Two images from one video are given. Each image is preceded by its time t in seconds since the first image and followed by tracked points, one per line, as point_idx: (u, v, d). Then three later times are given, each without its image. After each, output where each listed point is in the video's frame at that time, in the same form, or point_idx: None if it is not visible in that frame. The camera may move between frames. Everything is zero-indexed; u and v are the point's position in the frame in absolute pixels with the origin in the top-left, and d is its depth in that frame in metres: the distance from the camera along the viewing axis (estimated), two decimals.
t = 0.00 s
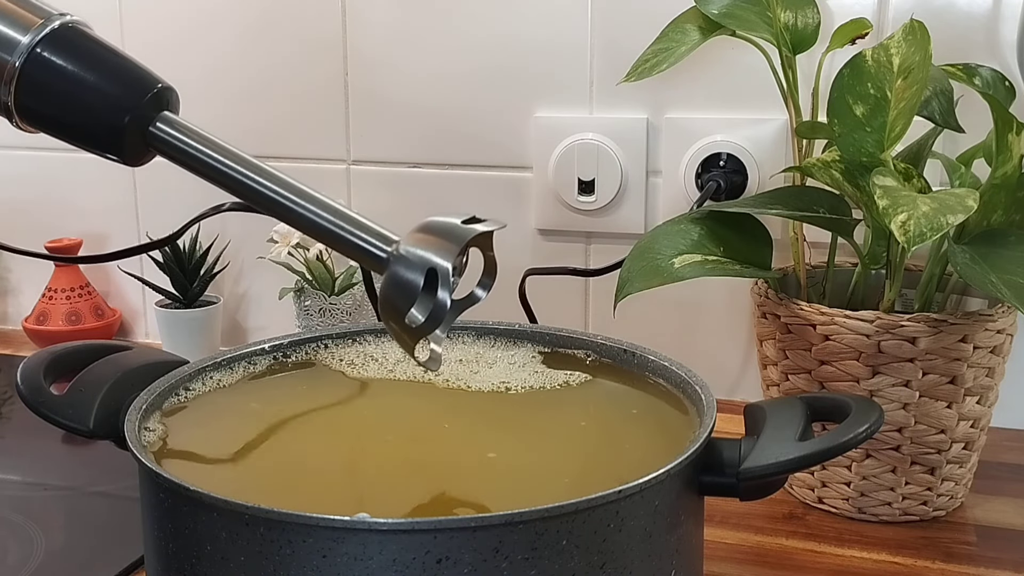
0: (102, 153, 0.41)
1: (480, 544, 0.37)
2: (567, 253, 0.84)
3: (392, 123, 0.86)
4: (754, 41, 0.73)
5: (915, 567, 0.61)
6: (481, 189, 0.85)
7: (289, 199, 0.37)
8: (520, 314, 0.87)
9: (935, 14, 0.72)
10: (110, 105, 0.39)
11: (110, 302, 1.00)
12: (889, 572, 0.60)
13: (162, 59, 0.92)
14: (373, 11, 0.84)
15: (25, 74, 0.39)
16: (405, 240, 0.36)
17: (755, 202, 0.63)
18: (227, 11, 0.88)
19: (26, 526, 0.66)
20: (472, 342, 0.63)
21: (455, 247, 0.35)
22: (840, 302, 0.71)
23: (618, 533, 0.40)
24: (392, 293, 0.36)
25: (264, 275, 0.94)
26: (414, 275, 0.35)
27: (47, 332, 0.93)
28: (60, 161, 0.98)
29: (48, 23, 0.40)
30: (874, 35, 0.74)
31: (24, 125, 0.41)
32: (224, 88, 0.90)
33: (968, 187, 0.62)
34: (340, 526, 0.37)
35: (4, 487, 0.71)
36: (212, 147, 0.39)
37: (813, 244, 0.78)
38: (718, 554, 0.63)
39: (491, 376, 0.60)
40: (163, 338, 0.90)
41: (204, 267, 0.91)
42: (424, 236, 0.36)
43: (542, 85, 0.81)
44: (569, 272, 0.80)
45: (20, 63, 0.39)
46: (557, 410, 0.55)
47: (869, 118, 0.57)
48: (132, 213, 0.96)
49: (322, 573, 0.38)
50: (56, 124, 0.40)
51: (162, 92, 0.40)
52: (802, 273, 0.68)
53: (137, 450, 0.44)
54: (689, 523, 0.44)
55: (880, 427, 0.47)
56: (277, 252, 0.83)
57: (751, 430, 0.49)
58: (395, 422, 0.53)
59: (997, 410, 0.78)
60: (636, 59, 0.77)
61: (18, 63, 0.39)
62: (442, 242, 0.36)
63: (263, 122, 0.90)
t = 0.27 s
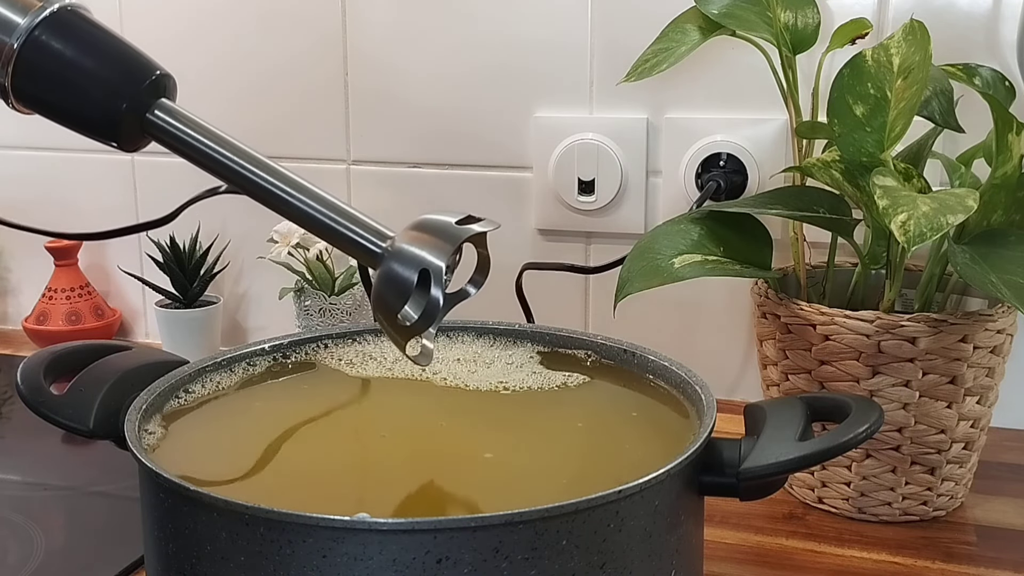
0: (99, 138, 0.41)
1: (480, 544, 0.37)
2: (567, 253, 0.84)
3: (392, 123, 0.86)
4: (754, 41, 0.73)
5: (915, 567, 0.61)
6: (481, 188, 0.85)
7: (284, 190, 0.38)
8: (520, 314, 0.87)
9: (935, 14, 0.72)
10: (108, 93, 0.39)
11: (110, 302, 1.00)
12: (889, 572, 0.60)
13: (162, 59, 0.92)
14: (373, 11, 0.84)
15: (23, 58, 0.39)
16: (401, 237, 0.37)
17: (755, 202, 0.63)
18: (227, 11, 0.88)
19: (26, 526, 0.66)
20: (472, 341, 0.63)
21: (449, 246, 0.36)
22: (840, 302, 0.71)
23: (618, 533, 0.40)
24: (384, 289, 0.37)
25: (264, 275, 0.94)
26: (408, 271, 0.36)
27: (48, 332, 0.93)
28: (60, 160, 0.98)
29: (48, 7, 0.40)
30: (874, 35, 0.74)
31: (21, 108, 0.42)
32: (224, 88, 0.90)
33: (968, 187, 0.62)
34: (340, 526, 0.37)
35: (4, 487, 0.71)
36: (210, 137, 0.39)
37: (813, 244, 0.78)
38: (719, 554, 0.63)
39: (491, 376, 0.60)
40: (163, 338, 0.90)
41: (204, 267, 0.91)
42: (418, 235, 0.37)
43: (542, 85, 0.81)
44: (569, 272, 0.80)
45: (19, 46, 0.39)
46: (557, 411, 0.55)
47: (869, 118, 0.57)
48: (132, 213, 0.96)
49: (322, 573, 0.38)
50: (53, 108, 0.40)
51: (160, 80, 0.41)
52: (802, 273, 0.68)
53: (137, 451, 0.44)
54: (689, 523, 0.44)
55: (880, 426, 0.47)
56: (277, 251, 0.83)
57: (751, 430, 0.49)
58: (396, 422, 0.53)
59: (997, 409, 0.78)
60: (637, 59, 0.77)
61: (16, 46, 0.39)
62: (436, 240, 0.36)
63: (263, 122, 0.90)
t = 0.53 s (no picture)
0: (88, 138, 0.41)
1: (480, 545, 0.37)
2: (567, 253, 0.84)
3: (391, 124, 0.86)
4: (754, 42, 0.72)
5: (916, 568, 0.61)
6: (481, 189, 0.85)
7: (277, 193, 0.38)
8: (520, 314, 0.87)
9: (935, 14, 0.72)
10: (97, 93, 0.39)
11: (110, 303, 1.00)
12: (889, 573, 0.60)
13: (161, 59, 0.91)
14: (373, 11, 0.84)
15: (13, 56, 0.39)
16: (390, 241, 0.36)
17: (755, 203, 0.63)
18: (226, 11, 0.88)
19: (25, 527, 0.66)
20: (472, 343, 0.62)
21: (439, 252, 0.35)
22: (840, 303, 0.71)
23: (618, 534, 0.40)
24: (372, 294, 0.36)
25: (264, 276, 0.93)
26: (397, 277, 0.35)
27: (47, 332, 0.93)
28: (59, 161, 0.98)
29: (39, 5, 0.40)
30: (874, 35, 0.74)
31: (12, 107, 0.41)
32: (223, 88, 0.90)
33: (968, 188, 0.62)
34: (341, 528, 0.37)
35: (3, 487, 0.71)
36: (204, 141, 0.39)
37: (813, 245, 0.78)
38: (719, 555, 0.63)
39: (491, 376, 0.60)
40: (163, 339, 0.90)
41: (204, 268, 0.91)
42: (407, 239, 0.36)
43: (542, 85, 0.81)
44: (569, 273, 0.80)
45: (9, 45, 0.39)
46: (558, 411, 0.55)
47: (869, 118, 0.57)
48: (131, 213, 0.96)
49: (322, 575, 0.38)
50: (43, 107, 0.40)
51: (150, 80, 0.40)
52: (802, 273, 0.68)
53: (136, 452, 0.44)
54: (689, 524, 0.44)
55: (880, 427, 0.47)
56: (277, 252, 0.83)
57: (751, 431, 0.49)
58: (396, 423, 0.53)
59: (997, 410, 0.78)
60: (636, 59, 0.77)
61: (5, 44, 0.39)
62: (426, 245, 0.36)
63: (262, 123, 0.90)
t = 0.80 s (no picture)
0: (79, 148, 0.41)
1: (481, 545, 0.37)
2: (568, 255, 0.84)
3: (392, 125, 0.86)
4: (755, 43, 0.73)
5: (916, 568, 0.61)
6: (482, 190, 0.85)
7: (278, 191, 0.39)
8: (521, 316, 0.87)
9: (936, 14, 0.72)
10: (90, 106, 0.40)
11: (111, 304, 1.00)
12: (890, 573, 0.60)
13: (162, 61, 0.92)
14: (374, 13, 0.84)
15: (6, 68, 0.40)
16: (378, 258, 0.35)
17: (756, 204, 0.63)
18: (228, 13, 0.88)
19: (27, 527, 0.66)
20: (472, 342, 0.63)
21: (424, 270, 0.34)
22: (841, 303, 0.71)
23: (619, 534, 0.40)
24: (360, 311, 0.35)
25: (265, 277, 0.94)
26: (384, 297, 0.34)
27: (49, 333, 0.94)
28: (61, 162, 0.98)
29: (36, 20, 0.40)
30: (875, 36, 0.74)
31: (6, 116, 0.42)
32: (225, 89, 0.90)
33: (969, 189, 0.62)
34: (342, 528, 0.37)
35: (5, 488, 0.71)
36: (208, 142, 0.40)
37: (814, 246, 0.78)
38: (720, 555, 0.63)
39: (493, 375, 0.60)
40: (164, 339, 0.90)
41: (205, 269, 0.91)
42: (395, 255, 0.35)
43: (543, 87, 0.81)
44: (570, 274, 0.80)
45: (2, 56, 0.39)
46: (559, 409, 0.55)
47: (870, 119, 0.57)
48: (132, 214, 0.96)
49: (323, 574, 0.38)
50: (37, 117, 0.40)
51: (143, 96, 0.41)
52: (802, 274, 0.68)
53: (138, 452, 0.44)
54: (690, 524, 0.44)
55: (881, 428, 0.47)
56: (278, 253, 0.83)
57: (752, 431, 0.49)
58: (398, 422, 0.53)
59: (998, 411, 0.78)
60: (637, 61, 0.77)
61: None
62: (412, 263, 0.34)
63: (263, 124, 0.90)
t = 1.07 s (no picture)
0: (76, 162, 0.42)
1: (481, 545, 0.37)
2: (568, 254, 0.84)
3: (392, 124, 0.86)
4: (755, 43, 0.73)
5: (916, 568, 0.61)
6: (481, 190, 0.85)
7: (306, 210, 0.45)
8: (520, 316, 0.87)
9: (935, 14, 0.72)
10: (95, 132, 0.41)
11: (110, 304, 1.00)
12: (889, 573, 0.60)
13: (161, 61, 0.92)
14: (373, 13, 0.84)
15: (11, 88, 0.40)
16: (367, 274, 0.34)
17: (756, 204, 0.63)
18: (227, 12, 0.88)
19: (27, 527, 0.66)
20: (473, 340, 0.64)
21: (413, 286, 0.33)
22: (840, 303, 0.71)
23: (619, 534, 0.40)
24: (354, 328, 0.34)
25: (265, 276, 0.94)
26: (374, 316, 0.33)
27: (49, 333, 0.94)
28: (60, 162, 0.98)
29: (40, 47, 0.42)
30: (875, 36, 0.74)
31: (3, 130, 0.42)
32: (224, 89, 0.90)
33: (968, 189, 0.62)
34: (342, 528, 0.37)
35: (4, 488, 0.71)
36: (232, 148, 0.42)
37: (814, 245, 0.78)
38: (720, 555, 0.63)
39: (492, 374, 0.60)
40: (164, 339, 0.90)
41: (205, 269, 0.91)
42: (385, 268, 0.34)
43: (542, 87, 0.81)
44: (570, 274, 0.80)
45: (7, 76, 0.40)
46: (558, 407, 0.55)
47: (869, 119, 0.57)
48: (132, 215, 0.97)
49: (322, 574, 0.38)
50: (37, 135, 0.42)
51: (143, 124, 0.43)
52: (802, 273, 0.68)
53: (137, 451, 0.44)
54: (690, 524, 0.44)
55: (881, 428, 0.47)
56: (278, 253, 0.83)
57: (752, 432, 0.49)
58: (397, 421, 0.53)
59: (998, 410, 0.78)
60: (637, 62, 0.77)
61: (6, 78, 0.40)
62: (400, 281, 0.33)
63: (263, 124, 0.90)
